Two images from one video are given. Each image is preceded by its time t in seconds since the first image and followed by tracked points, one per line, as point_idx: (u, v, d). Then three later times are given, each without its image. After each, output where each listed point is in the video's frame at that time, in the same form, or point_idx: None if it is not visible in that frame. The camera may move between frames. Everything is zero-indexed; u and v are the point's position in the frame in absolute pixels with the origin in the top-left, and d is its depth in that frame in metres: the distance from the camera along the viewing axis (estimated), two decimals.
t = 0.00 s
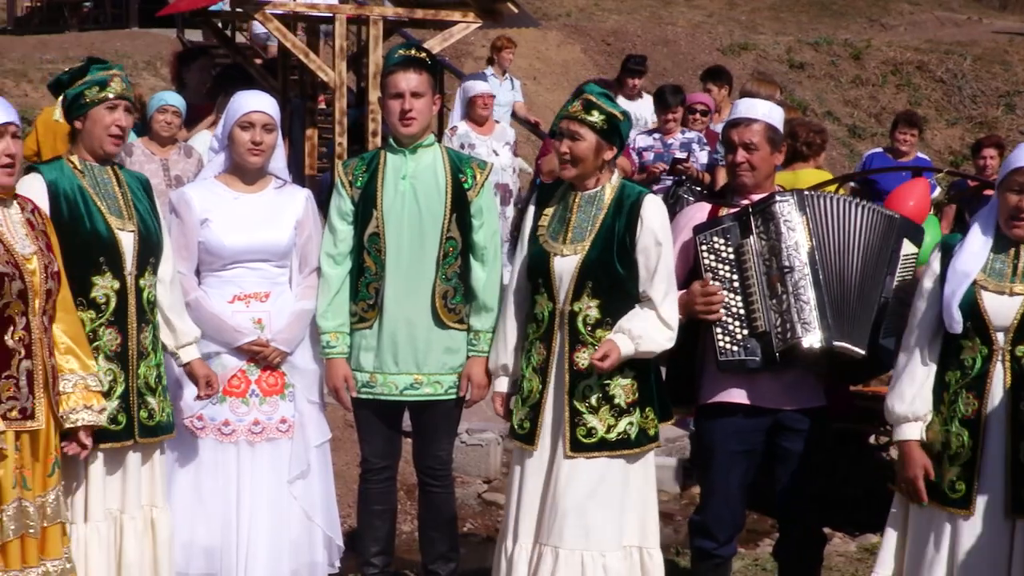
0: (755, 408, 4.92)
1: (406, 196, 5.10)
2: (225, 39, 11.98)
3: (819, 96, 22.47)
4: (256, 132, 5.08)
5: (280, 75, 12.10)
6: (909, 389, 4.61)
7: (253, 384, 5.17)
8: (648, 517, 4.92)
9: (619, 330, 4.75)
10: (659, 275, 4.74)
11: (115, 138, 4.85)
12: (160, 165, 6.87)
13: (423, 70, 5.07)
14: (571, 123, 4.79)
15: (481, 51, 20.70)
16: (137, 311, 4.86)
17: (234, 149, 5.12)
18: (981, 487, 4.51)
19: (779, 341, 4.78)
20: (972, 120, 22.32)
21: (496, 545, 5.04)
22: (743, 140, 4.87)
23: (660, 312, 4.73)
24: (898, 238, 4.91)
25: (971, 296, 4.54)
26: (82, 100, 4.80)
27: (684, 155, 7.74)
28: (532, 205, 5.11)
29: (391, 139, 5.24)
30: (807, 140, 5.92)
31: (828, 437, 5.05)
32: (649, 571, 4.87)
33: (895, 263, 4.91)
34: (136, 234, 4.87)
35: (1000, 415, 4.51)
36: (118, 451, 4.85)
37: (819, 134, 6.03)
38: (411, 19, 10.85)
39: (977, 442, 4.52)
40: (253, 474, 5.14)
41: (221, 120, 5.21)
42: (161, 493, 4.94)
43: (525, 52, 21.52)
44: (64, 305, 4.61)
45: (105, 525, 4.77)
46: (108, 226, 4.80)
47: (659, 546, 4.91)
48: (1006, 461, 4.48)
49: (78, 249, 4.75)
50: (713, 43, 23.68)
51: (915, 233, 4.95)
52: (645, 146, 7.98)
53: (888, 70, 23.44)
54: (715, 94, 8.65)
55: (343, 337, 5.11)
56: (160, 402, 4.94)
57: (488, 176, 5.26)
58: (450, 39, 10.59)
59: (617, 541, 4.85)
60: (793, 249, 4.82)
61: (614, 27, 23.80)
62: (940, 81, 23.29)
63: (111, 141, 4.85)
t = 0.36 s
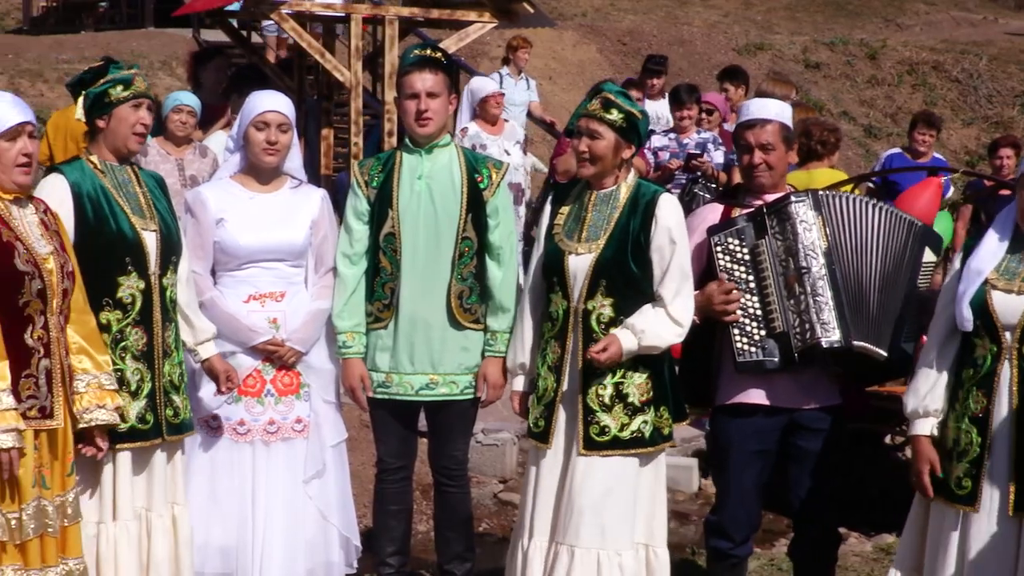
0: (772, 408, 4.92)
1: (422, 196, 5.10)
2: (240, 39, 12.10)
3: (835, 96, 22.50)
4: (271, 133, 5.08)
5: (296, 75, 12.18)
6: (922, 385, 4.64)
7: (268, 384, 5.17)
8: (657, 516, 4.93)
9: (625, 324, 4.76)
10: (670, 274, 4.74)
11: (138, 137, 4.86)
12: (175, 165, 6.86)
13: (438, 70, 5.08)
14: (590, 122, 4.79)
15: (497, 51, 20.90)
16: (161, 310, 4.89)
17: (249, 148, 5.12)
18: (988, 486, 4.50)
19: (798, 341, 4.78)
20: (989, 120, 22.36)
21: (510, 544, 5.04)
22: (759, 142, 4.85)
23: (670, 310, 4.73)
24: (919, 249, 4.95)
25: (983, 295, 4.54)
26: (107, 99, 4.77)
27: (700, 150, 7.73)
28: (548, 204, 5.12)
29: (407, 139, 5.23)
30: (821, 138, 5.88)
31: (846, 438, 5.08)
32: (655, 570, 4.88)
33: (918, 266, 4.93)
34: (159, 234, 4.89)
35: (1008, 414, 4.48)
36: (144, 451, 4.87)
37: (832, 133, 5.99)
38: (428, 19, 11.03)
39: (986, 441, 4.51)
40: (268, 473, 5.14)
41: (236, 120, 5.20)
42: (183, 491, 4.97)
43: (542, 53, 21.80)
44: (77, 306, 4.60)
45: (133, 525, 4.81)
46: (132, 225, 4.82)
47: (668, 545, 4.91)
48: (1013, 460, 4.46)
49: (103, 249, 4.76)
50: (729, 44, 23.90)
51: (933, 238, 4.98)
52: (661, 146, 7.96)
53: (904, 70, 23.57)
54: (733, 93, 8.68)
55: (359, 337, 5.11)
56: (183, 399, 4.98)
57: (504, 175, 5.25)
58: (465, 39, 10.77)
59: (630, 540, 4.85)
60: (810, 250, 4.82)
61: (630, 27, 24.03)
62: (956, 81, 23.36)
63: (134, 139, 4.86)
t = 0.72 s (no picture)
0: (789, 408, 4.93)
1: (437, 196, 5.10)
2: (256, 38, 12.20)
3: (852, 96, 22.56)
4: (287, 133, 5.08)
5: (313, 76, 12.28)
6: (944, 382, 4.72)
7: (284, 383, 5.17)
8: (671, 516, 4.93)
9: (643, 324, 4.76)
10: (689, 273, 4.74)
11: (153, 137, 4.86)
12: (190, 165, 6.84)
13: (455, 70, 5.07)
14: (610, 122, 4.80)
15: (513, 52, 21.11)
16: (179, 309, 4.88)
17: (265, 149, 5.12)
18: (991, 486, 4.49)
19: (815, 342, 4.78)
20: (1005, 120, 22.28)
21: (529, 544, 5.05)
22: (776, 144, 4.86)
23: (688, 310, 4.73)
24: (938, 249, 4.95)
25: (993, 296, 4.52)
26: (119, 101, 4.76)
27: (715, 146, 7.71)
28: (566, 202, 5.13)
29: (423, 138, 5.24)
30: (836, 138, 5.90)
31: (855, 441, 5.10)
32: (666, 571, 4.88)
33: (935, 270, 4.89)
34: (174, 233, 4.88)
35: (1012, 414, 4.44)
36: (167, 450, 4.87)
37: (847, 132, 5.95)
38: (442, 20, 11.07)
39: (989, 441, 4.49)
40: (283, 474, 5.14)
41: (252, 121, 5.20)
42: (207, 489, 4.96)
43: (558, 53, 22.09)
44: (94, 307, 4.61)
45: (158, 524, 4.82)
46: (147, 225, 4.81)
47: (680, 546, 4.90)
48: (1013, 460, 4.42)
49: (119, 250, 4.76)
50: (745, 44, 24.12)
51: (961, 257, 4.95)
52: (677, 146, 8.00)
53: (920, 70, 23.52)
54: (749, 93, 8.58)
55: (374, 336, 5.11)
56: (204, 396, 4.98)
57: (519, 176, 5.26)
58: (480, 40, 10.86)
59: (645, 540, 4.86)
60: (826, 250, 4.82)
61: (647, 28, 24.32)
62: (971, 81, 23.26)
63: (148, 139, 4.85)
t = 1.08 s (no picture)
0: (806, 408, 4.92)
1: (452, 196, 5.09)
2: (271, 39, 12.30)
3: (866, 97, 22.65)
4: (304, 134, 5.08)
5: (326, 75, 12.36)
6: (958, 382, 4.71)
7: (300, 383, 5.17)
8: (688, 516, 4.93)
9: (657, 323, 4.77)
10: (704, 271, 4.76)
11: (160, 138, 4.85)
12: (204, 164, 6.87)
13: (471, 70, 5.07)
14: (630, 121, 4.81)
15: (528, 51, 21.21)
16: (191, 310, 4.87)
17: (281, 149, 5.12)
18: (1008, 486, 4.49)
19: (835, 339, 4.77)
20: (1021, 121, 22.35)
21: (545, 544, 5.05)
22: (798, 143, 4.88)
23: (703, 309, 4.72)
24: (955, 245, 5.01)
25: (1009, 297, 4.48)
26: (123, 108, 4.76)
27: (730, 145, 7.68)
28: (583, 203, 5.11)
29: (439, 138, 5.23)
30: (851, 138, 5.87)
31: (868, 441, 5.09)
32: (685, 571, 4.87)
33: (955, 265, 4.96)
34: (185, 233, 4.87)
35: None
36: (180, 449, 4.87)
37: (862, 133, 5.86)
38: (458, 20, 11.13)
39: (1006, 442, 4.48)
40: (300, 474, 5.14)
41: (267, 120, 5.20)
42: (224, 488, 4.95)
43: (574, 53, 22.22)
44: (110, 307, 4.62)
45: (165, 526, 4.80)
46: (157, 226, 4.81)
47: (699, 545, 4.91)
48: None
49: (128, 250, 4.77)
50: (762, 44, 24.19)
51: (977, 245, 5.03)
52: (693, 147, 7.96)
53: (935, 70, 23.59)
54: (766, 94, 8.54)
55: (389, 336, 5.11)
56: (220, 395, 4.97)
57: (535, 176, 5.24)
58: (496, 39, 10.96)
59: (661, 540, 4.86)
60: (845, 248, 4.83)
61: (663, 28, 24.43)
62: (988, 80, 23.35)
63: (158, 141, 4.85)
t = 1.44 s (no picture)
0: (827, 409, 4.95)
1: (467, 197, 5.08)
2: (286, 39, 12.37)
3: (882, 96, 22.77)
4: (319, 134, 5.08)
5: (343, 74, 12.56)
6: (968, 385, 4.62)
7: (315, 383, 5.17)
8: (706, 516, 4.91)
9: (669, 325, 4.77)
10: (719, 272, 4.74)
11: (170, 143, 4.87)
12: (219, 165, 6.88)
13: (485, 70, 5.06)
14: (650, 122, 4.83)
15: (544, 51, 21.32)
16: (200, 309, 4.87)
17: (297, 149, 5.12)
18: None
19: (856, 341, 4.80)
20: None
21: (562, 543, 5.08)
22: (813, 142, 4.96)
23: (717, 311, 4.72)
24: (961, 231, 4.99)
25: None
26: (133, 115, 4.77)
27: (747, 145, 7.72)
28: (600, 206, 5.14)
29: (454, 138, 5.22)
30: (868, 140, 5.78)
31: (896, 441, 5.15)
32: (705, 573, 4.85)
33: (957, 254, 4.96)
34: (194, 233, 4.86)
35: None
36: (189, 451, 4.87)
37: (878, 133, 5.62)
38: (474, 20, 11.52)
39: None
40: (315, 475, 5.14)
41: (281, 120, 5.20)
42: (233, 490, 4.95)
43: (590, 52, 22.35)
44: (125, 308, 4.61)
45: (170, 527, 4.78)
46: (164, 228, 4.79)
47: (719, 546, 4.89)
48: None
49: (134, 251, 4.75)
50: (778, 43, 24.33)
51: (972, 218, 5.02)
52: (709, 146, 8.00)
53: (951, 69, 23.70)
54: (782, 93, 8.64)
55: (404, 336, 5.10)
56: (231, 397, 4.96)
57: (550, 176, 5.22)
58: (512, 40, 11.30)
59: (676, 542, 4.86)
60: (869, 250, 4.84)
61: (678, 27, 24.56)
62: (1004, 82, 23.43)
63: (169, 146, 4.87)
